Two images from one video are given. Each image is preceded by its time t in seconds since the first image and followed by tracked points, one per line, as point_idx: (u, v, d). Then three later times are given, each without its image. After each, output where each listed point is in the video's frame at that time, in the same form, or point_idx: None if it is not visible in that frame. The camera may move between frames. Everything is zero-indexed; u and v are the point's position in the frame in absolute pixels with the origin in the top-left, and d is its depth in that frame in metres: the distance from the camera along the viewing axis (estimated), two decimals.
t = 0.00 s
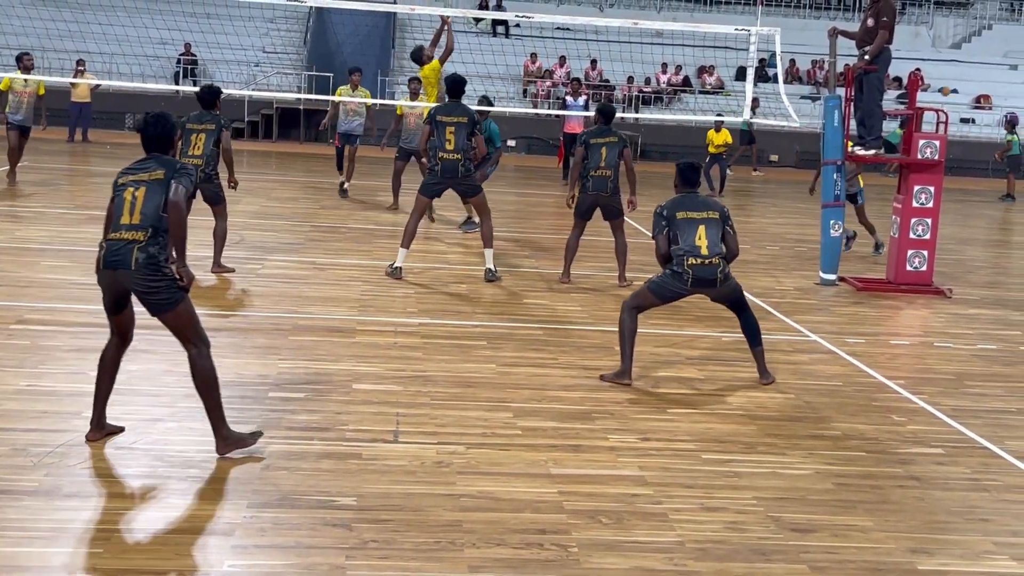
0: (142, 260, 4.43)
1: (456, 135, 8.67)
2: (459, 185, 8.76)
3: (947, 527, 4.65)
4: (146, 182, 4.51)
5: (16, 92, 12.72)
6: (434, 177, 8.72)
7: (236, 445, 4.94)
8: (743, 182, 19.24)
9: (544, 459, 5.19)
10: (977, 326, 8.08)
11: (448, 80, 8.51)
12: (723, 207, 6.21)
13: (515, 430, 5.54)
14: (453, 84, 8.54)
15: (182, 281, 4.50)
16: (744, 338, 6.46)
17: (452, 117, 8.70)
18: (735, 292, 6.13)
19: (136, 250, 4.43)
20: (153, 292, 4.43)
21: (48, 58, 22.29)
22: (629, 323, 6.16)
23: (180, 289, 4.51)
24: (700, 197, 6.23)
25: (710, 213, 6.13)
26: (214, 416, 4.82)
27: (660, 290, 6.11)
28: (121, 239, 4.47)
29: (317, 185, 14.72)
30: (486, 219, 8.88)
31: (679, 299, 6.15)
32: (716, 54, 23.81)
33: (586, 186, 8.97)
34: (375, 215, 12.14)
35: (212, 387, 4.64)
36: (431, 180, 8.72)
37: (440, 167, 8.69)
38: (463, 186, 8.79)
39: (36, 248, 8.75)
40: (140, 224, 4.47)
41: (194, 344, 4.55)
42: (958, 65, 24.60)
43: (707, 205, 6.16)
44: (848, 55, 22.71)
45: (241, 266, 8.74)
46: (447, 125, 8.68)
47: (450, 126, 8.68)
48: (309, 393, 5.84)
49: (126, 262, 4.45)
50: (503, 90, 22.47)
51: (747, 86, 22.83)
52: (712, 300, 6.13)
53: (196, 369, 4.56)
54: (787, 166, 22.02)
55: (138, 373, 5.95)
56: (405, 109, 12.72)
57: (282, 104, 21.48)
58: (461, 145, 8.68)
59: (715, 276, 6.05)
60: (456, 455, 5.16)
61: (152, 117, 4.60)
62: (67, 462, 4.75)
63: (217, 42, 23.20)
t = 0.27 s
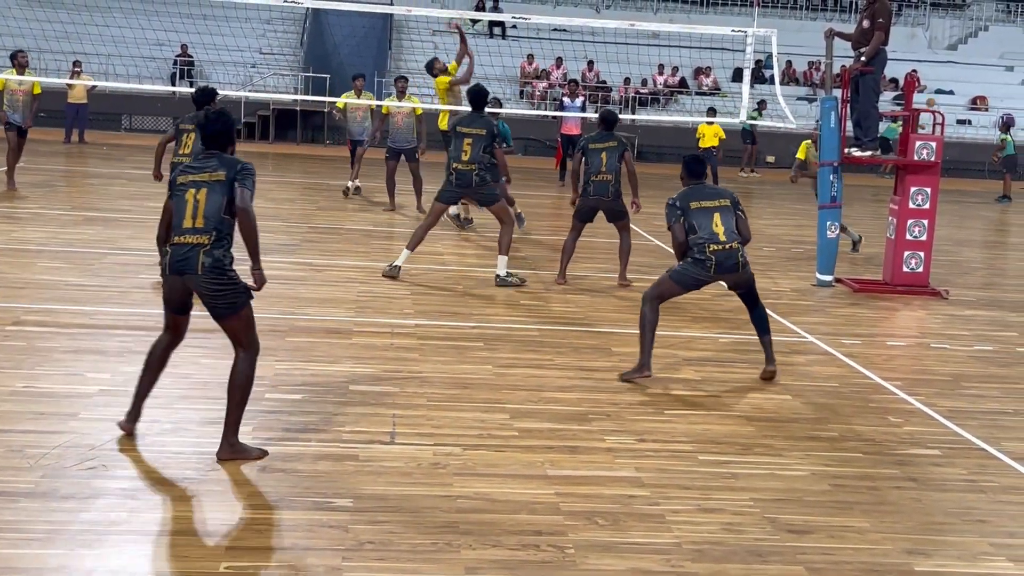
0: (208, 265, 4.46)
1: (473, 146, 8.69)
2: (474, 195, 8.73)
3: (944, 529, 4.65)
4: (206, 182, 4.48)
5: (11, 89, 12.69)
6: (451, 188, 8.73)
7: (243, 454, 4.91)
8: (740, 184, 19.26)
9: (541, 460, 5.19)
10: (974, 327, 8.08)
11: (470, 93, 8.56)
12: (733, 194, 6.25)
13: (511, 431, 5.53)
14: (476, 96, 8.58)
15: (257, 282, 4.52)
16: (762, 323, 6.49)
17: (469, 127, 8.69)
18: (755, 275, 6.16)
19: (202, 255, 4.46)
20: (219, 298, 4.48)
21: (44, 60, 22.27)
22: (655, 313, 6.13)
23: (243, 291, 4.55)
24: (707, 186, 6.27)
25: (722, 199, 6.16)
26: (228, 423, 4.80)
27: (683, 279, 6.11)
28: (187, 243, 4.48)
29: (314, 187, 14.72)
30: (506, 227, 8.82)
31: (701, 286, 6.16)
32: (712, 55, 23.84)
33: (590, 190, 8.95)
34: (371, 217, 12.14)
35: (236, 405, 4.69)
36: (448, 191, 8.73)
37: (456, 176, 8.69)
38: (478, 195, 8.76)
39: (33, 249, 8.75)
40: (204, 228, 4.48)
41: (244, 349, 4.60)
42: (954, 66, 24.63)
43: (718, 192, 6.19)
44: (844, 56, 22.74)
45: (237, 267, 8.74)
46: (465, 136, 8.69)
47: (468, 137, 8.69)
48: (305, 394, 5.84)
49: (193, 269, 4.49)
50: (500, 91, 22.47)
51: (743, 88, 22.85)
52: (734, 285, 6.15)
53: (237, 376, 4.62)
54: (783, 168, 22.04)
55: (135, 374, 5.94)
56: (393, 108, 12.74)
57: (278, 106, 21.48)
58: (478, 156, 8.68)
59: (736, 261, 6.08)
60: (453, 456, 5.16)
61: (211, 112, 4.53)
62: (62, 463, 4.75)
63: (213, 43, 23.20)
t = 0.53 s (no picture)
0: (234, 267, 4.49)
1: (518, 138, 8.90)
2: (518, 187, 8.98)
3: (941, 530, 4.65)
4: (240, 189, 4.53)
5: (13, 88, 12.65)
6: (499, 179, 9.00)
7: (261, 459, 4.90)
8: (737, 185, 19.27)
9: (538, 461, 5.19)
10: (971, 328, 8.09)
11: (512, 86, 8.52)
12: (765, 198, 6.23)
13: (508, 432, 5.54)
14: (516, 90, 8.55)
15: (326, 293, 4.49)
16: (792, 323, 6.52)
17: (511, 120, 8.85)
18: (788, 281, 6.18)
19: (229, 258, 4.50)
20: (243, 301, 4.50)
21: (41, 61, 22.26)
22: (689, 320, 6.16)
23: (274, 295, 4.57)
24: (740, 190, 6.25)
25: (754, 205, 6.15)
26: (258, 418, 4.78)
27: (718, 286, 6.14)
28: (216, 246, 4.52)
29: (311, 188, 14.72)
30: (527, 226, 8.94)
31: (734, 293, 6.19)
32: (709, 57, 23.84)
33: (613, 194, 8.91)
34: (369, 218, 12.14)
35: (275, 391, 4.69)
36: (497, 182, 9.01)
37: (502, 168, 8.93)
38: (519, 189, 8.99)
39: (30, 251, 8.74)
40: (233, 233, 4.53)
41: (288, 348, 4.63)
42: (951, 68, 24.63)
43: (749, 197, 6.18)
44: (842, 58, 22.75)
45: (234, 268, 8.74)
46: (509, 129, 8.90)
47: (512, 129, 8.89)
48: (302, 396, 5.84)
49: (218, 271, 4.51)
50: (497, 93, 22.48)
51: (741, 89, 22.86)
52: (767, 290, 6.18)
53: (279, 370, 4.64)
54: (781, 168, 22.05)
55: (132, 376, 5.94)
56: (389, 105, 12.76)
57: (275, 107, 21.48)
58: (524, 149, 8.88)
59: (771, 267, 6.10)
60: (451, 458, 5.16)
61: (254, 125, 4.62)
62: (59, 465, 4.74)
63: (210, 45, 23.19)
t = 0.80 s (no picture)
0: (266, 281, 4.47)
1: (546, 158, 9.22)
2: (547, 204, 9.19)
3: (939, 531, 4.65)
4: (274, 207, 4.55)
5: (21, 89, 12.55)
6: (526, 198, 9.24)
7: (323, 473, 4.81)
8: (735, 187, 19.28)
9: (536, 463, 5.19)
10: (969, 330, 8.10)
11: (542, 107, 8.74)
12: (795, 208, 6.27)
13: (506, 434, 5.53)
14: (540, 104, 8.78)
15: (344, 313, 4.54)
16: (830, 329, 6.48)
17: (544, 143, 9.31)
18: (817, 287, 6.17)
19: (260, 272, 4.48)
20: (273, 315, 4.47)
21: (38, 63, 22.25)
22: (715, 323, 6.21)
23: (302, 311, 4.54)
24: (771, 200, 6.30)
25: (783, 214, 6.19)
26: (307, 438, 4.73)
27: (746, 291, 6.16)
28: (247, 261, 4.51)
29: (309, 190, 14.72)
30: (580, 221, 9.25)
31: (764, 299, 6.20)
32: (707, 59, 23.85)
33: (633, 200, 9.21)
34: (367, 220, 12.13)
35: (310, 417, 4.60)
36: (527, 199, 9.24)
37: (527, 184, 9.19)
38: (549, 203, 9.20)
39: (29, 253, 8.73)
40: (265, 249, 4.52)
41: (314, 365, 4.58)
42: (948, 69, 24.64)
43: (779, 206, 6.23)
44: (839, 59, 22.77)
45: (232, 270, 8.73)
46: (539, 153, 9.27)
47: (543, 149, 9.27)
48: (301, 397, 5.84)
49: (249, 286, 4.49)
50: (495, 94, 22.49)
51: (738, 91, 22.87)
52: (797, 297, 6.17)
53: (308, 392, 4.55)
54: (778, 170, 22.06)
55: (130, 378, 5.94)
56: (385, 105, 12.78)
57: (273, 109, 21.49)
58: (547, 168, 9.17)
59: (799, 271, 6.10)
60: (449, 460, 5.16)
61: (289, 142, 4.64)
62: (57, 467, 4.74)
63: (208, 47, 23.18)
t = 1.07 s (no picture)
0: (287, 282, 4.50)
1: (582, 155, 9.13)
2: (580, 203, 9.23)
3: (937, 532, 4.65)
4: (297, 205, 4.54)
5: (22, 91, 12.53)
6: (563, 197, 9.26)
7: (320, 475, 4.81)
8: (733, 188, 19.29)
9: (535, 465, 5.19)
10: (967, 331, 8.10)
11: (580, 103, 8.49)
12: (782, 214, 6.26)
13: (505, 436, 5.53)
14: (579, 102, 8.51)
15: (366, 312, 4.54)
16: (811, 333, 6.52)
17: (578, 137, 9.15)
18: (802, 296, 6.22)
19: (282, 272, 4.51)
20: (294, 315, 4.51)
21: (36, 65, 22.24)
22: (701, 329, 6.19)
23: (320, 311, 4.55)
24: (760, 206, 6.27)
25: (772, 222, 6.18)
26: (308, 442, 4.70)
27: (734, 298, 6.15)
28: (270, 260, 4.53)
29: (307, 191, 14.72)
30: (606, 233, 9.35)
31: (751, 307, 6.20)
32: (705, 60, 23.87)
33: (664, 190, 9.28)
34: (365, 221, 12.13)
35: (312, 425, 4.62)
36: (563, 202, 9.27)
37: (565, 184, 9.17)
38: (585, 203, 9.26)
39: (27, 255, 8.73)
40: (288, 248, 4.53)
41: (322, 368, 4.57)
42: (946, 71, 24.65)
43: (767, 213, 6.21)
44: (837, 61, 22.78)
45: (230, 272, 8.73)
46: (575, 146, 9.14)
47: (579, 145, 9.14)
48: (299, 399, 5.84)
49: (272, 285, 4.53)
50: (493, 96, 22.51)
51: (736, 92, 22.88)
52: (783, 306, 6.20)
53: (317, 394, 4.57)
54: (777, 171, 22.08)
55: (129, 380, 5.94)
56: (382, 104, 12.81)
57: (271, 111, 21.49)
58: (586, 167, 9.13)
59: (788, 283, 6.13)
60: (447, 461, 5.16)
61: (307, 135, 4.61)
62: (55, 469, 4.74)
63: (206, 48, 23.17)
